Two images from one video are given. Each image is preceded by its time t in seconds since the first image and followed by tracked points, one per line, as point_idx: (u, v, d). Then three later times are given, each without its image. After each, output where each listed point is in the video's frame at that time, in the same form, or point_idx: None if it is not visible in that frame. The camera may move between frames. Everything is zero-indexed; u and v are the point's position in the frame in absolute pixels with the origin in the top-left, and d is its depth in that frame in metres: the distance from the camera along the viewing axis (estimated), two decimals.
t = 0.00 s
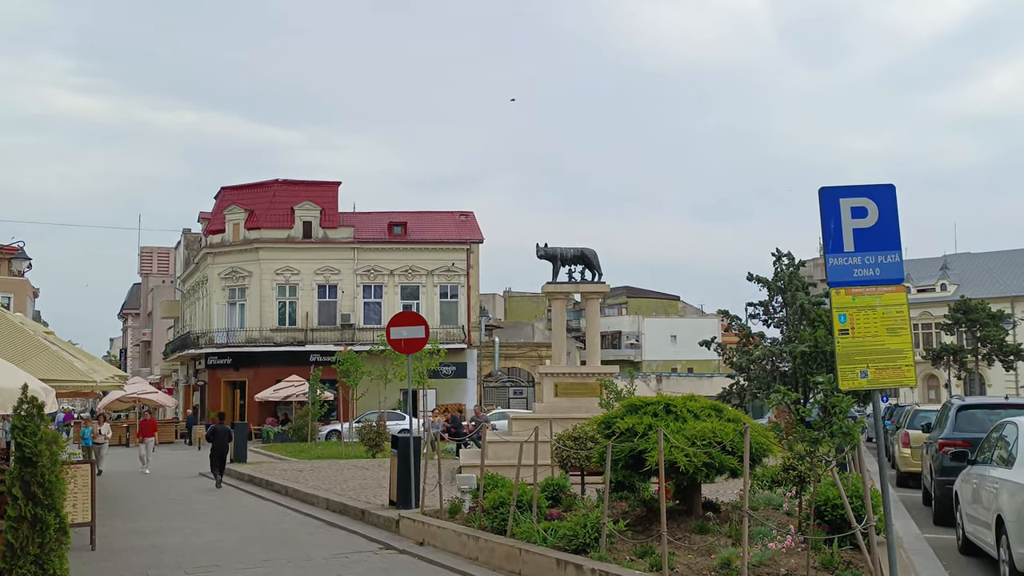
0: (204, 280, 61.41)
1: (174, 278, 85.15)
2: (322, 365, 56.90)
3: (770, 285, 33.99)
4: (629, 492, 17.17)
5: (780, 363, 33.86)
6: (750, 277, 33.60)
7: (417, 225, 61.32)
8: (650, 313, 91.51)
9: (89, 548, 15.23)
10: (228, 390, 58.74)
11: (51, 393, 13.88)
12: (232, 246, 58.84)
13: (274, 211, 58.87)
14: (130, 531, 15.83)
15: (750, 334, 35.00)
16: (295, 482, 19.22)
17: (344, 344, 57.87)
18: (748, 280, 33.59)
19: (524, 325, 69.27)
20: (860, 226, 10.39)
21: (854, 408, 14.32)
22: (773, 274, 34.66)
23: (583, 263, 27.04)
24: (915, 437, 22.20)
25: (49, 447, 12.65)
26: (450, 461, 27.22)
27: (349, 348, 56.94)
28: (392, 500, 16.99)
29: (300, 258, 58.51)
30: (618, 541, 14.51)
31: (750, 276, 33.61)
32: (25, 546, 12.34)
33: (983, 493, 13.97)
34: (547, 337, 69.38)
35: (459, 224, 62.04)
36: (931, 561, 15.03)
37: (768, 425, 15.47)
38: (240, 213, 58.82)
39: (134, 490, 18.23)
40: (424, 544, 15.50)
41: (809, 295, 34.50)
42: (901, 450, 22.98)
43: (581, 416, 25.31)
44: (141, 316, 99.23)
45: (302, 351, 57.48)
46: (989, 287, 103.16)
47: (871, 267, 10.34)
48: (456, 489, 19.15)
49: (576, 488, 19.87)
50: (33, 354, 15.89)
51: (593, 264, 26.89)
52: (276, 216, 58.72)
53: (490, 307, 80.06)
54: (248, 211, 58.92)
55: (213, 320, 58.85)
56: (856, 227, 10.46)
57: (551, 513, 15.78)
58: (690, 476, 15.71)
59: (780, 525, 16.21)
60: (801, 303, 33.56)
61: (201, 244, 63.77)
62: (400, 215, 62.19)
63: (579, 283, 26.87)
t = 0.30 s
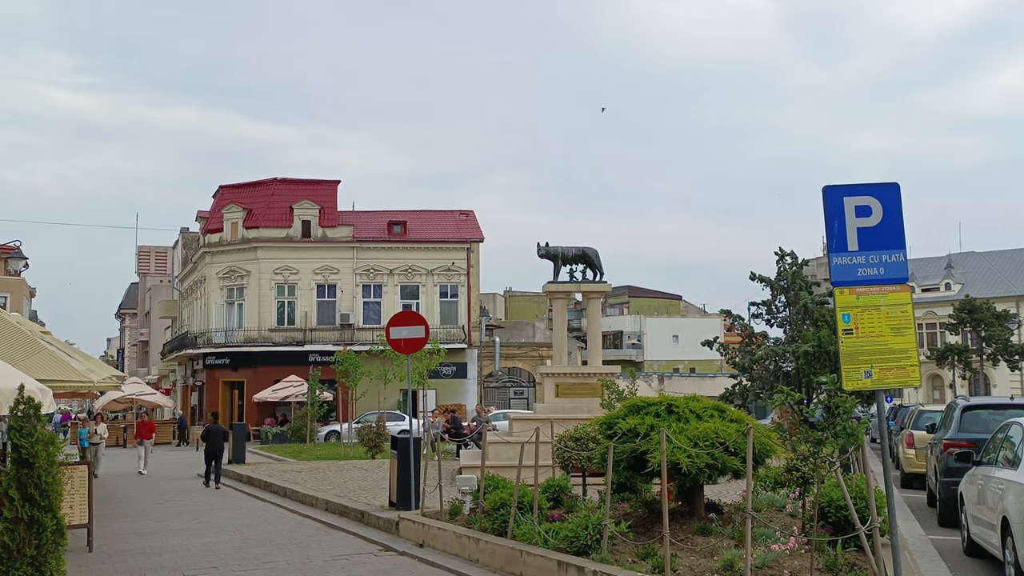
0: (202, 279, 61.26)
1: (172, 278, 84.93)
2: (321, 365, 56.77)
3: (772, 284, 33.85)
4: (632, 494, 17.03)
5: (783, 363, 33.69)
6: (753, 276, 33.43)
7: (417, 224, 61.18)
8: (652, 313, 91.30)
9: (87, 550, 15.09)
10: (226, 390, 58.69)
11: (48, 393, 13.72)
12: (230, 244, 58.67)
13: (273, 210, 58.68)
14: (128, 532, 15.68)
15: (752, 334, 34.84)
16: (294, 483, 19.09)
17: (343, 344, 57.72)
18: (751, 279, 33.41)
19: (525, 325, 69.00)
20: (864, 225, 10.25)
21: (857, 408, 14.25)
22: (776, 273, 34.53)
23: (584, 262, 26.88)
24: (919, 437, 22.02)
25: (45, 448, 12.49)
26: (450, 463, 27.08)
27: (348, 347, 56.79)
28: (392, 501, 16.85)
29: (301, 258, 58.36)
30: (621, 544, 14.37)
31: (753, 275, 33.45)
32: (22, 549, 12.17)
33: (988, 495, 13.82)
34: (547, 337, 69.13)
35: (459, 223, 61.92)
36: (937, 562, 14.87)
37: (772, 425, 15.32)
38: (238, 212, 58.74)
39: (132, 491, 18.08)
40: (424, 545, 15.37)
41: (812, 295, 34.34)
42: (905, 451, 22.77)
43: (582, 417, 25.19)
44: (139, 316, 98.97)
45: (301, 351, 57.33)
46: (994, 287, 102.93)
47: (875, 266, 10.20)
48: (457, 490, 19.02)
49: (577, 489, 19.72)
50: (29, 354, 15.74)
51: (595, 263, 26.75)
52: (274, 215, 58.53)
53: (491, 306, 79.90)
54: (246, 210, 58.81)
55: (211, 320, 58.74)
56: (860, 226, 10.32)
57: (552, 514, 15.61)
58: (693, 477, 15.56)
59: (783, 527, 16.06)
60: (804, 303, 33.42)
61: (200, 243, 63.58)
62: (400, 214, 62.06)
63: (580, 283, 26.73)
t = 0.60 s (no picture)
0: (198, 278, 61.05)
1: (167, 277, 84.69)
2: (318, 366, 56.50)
3: (777, 282, 33.51)
4: (635, 496, 16.73)
5: (788, 363, 33.37)
6: (757, 275, 33.12)
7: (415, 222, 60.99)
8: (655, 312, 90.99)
9: (81, 552, 14.80)
10: (221, 390, 58.25)
11: (42, 393, 13.46)
12: (226, 242, 58.44)
13: (270, 208, 58.57)
14: (123, 535, 15.41)
15: (757, 333, 34.56)
16: (291, 485, 18.84)
17: (340, 344, 57.36)
18: (755, 278, 33.08)
19: (525, 325, 68.51)
20: (872, 222, 9.98)
21: (864, 410, 14.05)
22: (780, 271, 34.18)
23: (586, 260, 26.60)
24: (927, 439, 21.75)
25: (38, 449, 12.22)
26: (449, 464, 26.81)
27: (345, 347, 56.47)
28: (390, 503, 16.58)
29: (297, 255, 58.06)
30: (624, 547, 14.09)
31: (757, 273, 33.12)
32: (13, 552, 11.89)
33: (998, 496, 13.52)
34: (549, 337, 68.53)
35: (458, 221, 61.73)
36: (944, 566, 14.58)
37: (777, 426, 15.04)
38: (234, 210, 58.54)
39: (125, 493, 17.81)
40: (424, 548, 15.09)
41: (817, 294, 34.02)
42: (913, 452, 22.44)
43: (584, 418, 24.91)
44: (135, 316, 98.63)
45: (297, 351, 57.09)
46: (1003, 286, 102.53)
47: (883, 264, 9.92)
48: (457, 492, 18.76)
49: (579, 490, 19.43)
50: (22, 353, 15.49)
51: (597, 261, 26.46)
52: (271, 212, 58.41)
53: (491, 306, 79.65)
54: (241, 207, 58.65)
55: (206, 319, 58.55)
56: (868, 222, 10.05)
57: (554, 516, 15.31)
58: (697, 479, 15.28)
59: (789, 529, 15.76)
60: (809, 301, 33.10)
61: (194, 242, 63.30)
62: (398, 211, 61.83)
63: (582, 281, 26.45)
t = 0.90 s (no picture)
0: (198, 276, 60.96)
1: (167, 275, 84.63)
2: (318, 365, 56.36)
3: (781, 282, 33.36)
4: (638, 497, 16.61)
5: (792, 363, 33.24)
6: (761, 274, 32.94)
7: (417, 221, 60.96)
8: (660, 311, 90.80)
9: (80, 553, 14.69)
10: (222, 391, 58.04)
11: (42, 391, 13.35)
12: (225, 241, 58.30)
13: (270, 207, 58.46)
14: (123, 536, 15.31)
15: (761, 333, 34.41)
16: (291, 486, 18.75)
17: (341, 344, 57.20)
18: (759, 277, 32.92)
19: (527, 324, 67.55)
20: (877, 221, 9.84)
21: (870, 410, 14.01)
22: (784, 271, 34.00)
23: (589, 260, 26.46)
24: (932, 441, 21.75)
25: (38, 450, 12.08)
26: (448, 465, 26.69)
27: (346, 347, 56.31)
28: (391, 504, 16.48)
29: (297, 253, 57.95)
30: (629, 547, 13.97)
31: (760, 273, 32.96)
32: (14, 552, 11.74)
33: (1004, 498, 13.37)
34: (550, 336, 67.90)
35: (461, 220, 61.64)
36: (950, 568, 14.43)
37: (784, 427, 14.91)
38: (235, 208, 58.41)
39: (125, 494, 17.72)
40: (425, 550, 14.96)
41: (821, 294, 33.85)
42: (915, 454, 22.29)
43: (587, 419, 24.80)
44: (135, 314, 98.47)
45: (298, 351, 56.95)
46: (1008, 285, 102.27)
47: (889, 263, 9.79)
48: (459, 493, 18.66)
49: (580, 492, 19.32)
50: (22, 353, 15.39)
51: (600, 260, 26.31)
52: (271, 211, 58.30)
53: (494, 305, 79.56)
54: (241, 206, 58.51)
55: (205, 318, 58.40)
56: (874, 221, 9.92)
57: (557, 518, 15.19)
58: (700, 480, 15.15)
59: (795, 531, 15.60)
60: (813, 302, 32.98)
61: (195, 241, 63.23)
62: (401, 209, 61.76)
63: (584, 281, 26.29)
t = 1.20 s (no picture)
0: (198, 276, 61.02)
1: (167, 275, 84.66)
2: (319, 365, 56.24)
3: (782, 281, 33.37)
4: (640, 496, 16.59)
5: (793, 362, 33.24)
6: (761, 273, 32.87)
7: (417, 220, 60.93)
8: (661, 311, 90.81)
9: (81, 553, 14.69)
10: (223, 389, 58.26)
11: (42, 391, 13.33)
12: (227, 241, 58.29)
13: (271, 206, 58.47)
14: (124, 536, 15.31)
15: (762, 332, 34.39)
16: (293, 485, 18.75)
17: (341, 343, 57.10)
18: (759, 277, 32.88)
19: (529, 323, 67.37)
20: (880, 221, 9.90)
21: (871, 410, 14.10)
22: (785, 270, 33.98)
23: (590, 259, 26.45)
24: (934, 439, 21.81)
25: (40, 449, 12.07)
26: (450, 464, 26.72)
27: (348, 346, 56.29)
28: (393, 503, 16.49)
29: (298, 253, 57.99)
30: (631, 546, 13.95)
31: (761, 273, 32.89)
32: (15, 551, 11.73)
33: (1005, 498, 13.36)
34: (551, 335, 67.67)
35: (462, 219, 61.64)
36: (952, 567, 14.42)
37: (785, 426, 14.93)
38: (235, 207, 58.35)
39: (127, 493, 17.73)
40: (427, 549, 14.94)
41: (823, 293, 33.84)
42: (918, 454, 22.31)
43: (589, 417, 24.78)
44: (134, 314, 98.32)
45: (298, 351, 56.87)
46: (1010, 284, 102.17)
47: (891, 262, 9.83)
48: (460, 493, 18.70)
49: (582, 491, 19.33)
50: (23, 352, 15.38)
51: (601, 259, 26.30)
52: (272, 210, 58.32)
53: (493, 304, 79.59)
54: (243, 205, 58.45)
55: (207, 318, 58.46)
56: (876, 221, 9.98)
57: (558, 517, 15.19)
58: (702, 479, 15.14)
59: (795, 530, 15.55)
60: (814, 300, 32.95)
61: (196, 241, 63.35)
62: (401, 209, 61.81)
63: (586, 280, 26.28)
